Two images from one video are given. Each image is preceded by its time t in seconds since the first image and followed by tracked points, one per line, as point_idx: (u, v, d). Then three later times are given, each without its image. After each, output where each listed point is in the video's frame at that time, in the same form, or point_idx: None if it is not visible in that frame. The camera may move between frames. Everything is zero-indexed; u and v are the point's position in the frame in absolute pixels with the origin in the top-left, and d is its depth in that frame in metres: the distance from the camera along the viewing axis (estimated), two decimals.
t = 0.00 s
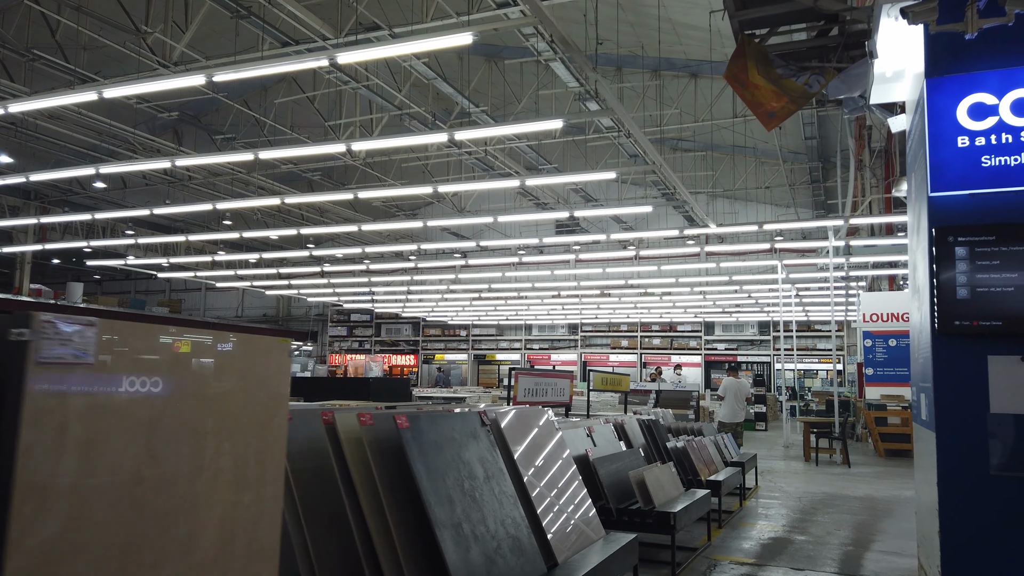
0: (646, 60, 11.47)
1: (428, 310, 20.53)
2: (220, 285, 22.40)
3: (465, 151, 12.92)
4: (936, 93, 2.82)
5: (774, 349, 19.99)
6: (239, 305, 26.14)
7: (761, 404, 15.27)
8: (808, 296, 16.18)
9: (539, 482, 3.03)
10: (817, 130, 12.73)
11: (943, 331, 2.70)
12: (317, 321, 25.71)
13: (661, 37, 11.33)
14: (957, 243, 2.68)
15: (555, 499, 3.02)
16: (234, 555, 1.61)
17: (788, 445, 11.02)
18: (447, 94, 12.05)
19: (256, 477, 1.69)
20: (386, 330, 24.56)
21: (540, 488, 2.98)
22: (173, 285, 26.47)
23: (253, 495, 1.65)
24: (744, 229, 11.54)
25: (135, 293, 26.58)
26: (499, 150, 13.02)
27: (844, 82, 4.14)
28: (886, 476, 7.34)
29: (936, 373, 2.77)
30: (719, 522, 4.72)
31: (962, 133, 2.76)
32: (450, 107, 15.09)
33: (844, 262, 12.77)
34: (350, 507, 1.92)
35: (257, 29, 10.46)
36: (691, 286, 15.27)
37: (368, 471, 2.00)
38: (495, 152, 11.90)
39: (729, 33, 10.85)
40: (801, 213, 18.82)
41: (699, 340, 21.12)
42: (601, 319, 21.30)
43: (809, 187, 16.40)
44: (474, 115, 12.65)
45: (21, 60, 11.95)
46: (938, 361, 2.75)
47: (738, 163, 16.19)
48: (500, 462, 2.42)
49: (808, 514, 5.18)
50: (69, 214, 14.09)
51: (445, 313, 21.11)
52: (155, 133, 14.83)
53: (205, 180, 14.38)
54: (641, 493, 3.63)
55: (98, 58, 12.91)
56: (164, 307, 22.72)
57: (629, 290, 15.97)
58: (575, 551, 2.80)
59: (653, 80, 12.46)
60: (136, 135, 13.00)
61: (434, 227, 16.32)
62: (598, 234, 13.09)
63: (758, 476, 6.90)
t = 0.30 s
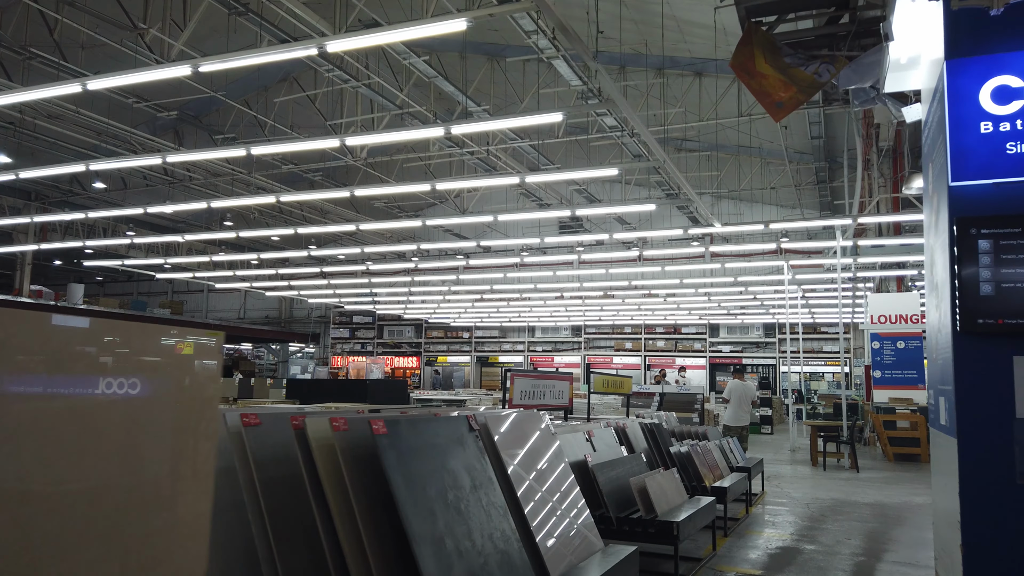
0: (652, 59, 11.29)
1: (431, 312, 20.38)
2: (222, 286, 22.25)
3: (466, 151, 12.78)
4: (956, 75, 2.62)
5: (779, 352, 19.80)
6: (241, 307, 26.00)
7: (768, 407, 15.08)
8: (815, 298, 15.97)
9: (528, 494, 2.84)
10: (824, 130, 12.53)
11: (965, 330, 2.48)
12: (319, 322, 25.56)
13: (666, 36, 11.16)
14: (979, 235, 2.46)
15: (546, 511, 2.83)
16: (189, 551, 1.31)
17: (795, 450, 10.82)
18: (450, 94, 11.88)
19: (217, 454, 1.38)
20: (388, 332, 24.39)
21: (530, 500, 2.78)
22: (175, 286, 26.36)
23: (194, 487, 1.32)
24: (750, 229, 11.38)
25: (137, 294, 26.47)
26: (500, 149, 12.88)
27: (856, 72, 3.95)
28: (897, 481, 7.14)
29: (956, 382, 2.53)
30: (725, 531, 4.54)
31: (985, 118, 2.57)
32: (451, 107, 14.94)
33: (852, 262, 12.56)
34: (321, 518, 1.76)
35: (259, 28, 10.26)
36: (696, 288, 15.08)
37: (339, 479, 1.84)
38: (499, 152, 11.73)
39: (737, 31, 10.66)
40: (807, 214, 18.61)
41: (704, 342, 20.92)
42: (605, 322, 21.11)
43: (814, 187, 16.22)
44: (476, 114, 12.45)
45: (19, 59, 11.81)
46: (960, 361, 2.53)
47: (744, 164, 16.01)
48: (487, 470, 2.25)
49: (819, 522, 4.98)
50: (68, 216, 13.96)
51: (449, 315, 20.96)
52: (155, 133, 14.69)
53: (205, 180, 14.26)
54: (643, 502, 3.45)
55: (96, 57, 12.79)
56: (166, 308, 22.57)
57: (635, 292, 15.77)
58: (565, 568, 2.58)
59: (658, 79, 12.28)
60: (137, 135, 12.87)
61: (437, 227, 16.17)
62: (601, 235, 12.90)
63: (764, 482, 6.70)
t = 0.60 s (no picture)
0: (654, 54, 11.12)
1: (433, 311, 20.23)
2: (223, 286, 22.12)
3: (467, 148, 12.59)
4: (973, 57, 2.42)
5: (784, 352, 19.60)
6: (242, 307, 25.88)
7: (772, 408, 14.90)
8: (821, 297, 15.77)
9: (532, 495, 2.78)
10: (830, 127, 12.34)
11: (981, 328, 2.21)
12: (320, 322, 25.42)
13: (669, 30, 10.99)
14: (997, 226, 2.20)
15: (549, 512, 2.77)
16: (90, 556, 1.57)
17: (800, 451, 10.67)
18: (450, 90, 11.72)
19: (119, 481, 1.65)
20: (390, 332, 24.24)
21: (532, 502, 2.72)
22: (176, 286, 26.25)
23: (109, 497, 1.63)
24: (753, 227, 11.21)
25: (138, 294, 26.38)
26: (501, 146, 12.71)
27: (863, 62, 3.89)
28: (903, 484, 6.99)
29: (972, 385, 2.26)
30: (727, 535, 4.40)
31: (1004, 101, 2.36)
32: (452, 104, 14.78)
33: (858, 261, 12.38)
34: (285, 530, 1.63)
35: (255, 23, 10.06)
36: (700, 287, 14.92)
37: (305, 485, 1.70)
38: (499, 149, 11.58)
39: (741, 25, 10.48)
40: (812, 212, 18.41)
41: (707, 342, 20.73)
42: (608, 321, 20.92)
43: (819, 185, 16.03)
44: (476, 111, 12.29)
45: (15, 55, 11.69)
46: (976, 362, 2.25)
47: (748, 161, 15.82)
48: (470, 480, 2.11)
49: (824, 526, 4.84)
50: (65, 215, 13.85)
51: (451, 315, 20.80)
52: (153, 131, 14.55)
53: (204, 179, 14.15)
54: (641, 507, 3.32)
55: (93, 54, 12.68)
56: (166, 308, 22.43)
57: (638, 292, 15.58)
58: (571, 569, 2.57)
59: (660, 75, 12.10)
60: (134, 133, 12.76)
61: (438, 226, 16.03)
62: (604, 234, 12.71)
63: (767, 484, 6.56)
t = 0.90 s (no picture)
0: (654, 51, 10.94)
1: (433, 313, 20.07)
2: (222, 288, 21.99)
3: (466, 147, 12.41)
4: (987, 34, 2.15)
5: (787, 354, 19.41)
6: (243, 310, 25.75)
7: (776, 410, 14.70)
8: (825, 298, 15.57)
9: (527, 500, 2.68)
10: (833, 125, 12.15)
11: (998, 325, 2.02)
12: (321, 325, 25.28)
13: (669, 27, 10.81)
14: (1014, 214, 2.01)
15: (545, 517, 2.69)
16: None
17: (804, 454, 10.47)
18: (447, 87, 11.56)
19: None
20: (391, 334, 24.08)
21: (519, 508, 2.57)
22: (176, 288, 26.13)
23: None
24: (756, 226, 11.03)
25: (138, 297, 26.26)
26: (500, 145, 12.53)
27: (869, 46, 3.90)
28: (910, 488, 6.79)
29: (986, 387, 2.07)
30: (727, 545, 4.19)
31: None
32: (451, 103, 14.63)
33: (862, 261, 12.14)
34: (221, 549, 1.49)
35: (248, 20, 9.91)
36: (702, 288, 14.74)
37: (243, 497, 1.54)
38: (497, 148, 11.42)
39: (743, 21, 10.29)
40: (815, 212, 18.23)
41: (710, 344, 20.53)
42: (610, 323, 20.73)
43: (823, 184, 15.85)
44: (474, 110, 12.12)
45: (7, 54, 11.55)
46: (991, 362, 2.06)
47: (751, 161, 15.64)
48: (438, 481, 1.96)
49: (829, 534, 4.64)
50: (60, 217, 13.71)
51: (451, 317, 20.66)
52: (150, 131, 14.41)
53: (200, 179, 14.02)
54: (634, 516, 3.11)
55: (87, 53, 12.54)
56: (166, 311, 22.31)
57: (640, 294, 15.39)
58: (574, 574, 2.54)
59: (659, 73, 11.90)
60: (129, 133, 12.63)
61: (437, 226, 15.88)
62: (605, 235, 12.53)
63: (770, 489, 6.37)
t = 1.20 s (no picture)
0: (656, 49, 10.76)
1: (433, 315, 19.90)
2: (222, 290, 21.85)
3: (466, 147, 12.26)
4: None
5: (792, 356, 19.22)
6: (244, 312, 25.62)
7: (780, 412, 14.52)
8: (829, 299, 15.38)
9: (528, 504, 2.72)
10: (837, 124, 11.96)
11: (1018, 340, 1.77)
12: (322, 327, 25.13)
13: (671, 25, 10.62)
14: None
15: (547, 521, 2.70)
16: None
17: (808, 459, 10.29)
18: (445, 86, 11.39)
19: None
20: (392, 336, 23.93)
21: (499, 523, 2.45)
22: (177, 290, 25.98)
23: None
24: (759, 227, 10.85)
25: (139, 299, 26.13)
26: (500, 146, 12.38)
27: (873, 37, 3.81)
28: (917, 495, 6.61)
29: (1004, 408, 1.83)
30: (728, 557, 4.04)
31: None
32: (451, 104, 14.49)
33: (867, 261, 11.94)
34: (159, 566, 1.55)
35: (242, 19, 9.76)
36: (705, 290, 14.55)
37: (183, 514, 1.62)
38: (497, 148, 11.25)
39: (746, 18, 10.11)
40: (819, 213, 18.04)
41: (714, 346, 20.34)
42: (613, 325, 20.54)
43: (827, 184, 15.67)
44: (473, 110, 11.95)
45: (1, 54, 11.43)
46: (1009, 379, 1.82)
47: (755, 161, 15.46)
48: (396, 506, 2.04)
49: (834, 544, 4.48)
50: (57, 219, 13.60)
51: (452, 319, 20.50)
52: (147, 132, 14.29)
53: (198, 180, 13.90)
54: (629, 529, 2.96)
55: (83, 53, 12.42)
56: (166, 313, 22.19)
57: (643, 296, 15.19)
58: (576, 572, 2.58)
59: (661, 71, 11.71)
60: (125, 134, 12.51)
61: (437, 228, 15.74)
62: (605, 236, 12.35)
63: (773, 495, 6.21)
